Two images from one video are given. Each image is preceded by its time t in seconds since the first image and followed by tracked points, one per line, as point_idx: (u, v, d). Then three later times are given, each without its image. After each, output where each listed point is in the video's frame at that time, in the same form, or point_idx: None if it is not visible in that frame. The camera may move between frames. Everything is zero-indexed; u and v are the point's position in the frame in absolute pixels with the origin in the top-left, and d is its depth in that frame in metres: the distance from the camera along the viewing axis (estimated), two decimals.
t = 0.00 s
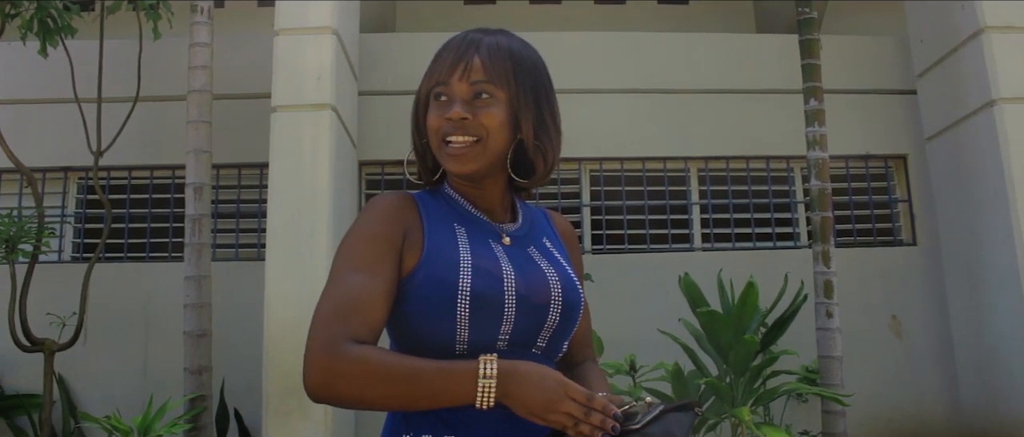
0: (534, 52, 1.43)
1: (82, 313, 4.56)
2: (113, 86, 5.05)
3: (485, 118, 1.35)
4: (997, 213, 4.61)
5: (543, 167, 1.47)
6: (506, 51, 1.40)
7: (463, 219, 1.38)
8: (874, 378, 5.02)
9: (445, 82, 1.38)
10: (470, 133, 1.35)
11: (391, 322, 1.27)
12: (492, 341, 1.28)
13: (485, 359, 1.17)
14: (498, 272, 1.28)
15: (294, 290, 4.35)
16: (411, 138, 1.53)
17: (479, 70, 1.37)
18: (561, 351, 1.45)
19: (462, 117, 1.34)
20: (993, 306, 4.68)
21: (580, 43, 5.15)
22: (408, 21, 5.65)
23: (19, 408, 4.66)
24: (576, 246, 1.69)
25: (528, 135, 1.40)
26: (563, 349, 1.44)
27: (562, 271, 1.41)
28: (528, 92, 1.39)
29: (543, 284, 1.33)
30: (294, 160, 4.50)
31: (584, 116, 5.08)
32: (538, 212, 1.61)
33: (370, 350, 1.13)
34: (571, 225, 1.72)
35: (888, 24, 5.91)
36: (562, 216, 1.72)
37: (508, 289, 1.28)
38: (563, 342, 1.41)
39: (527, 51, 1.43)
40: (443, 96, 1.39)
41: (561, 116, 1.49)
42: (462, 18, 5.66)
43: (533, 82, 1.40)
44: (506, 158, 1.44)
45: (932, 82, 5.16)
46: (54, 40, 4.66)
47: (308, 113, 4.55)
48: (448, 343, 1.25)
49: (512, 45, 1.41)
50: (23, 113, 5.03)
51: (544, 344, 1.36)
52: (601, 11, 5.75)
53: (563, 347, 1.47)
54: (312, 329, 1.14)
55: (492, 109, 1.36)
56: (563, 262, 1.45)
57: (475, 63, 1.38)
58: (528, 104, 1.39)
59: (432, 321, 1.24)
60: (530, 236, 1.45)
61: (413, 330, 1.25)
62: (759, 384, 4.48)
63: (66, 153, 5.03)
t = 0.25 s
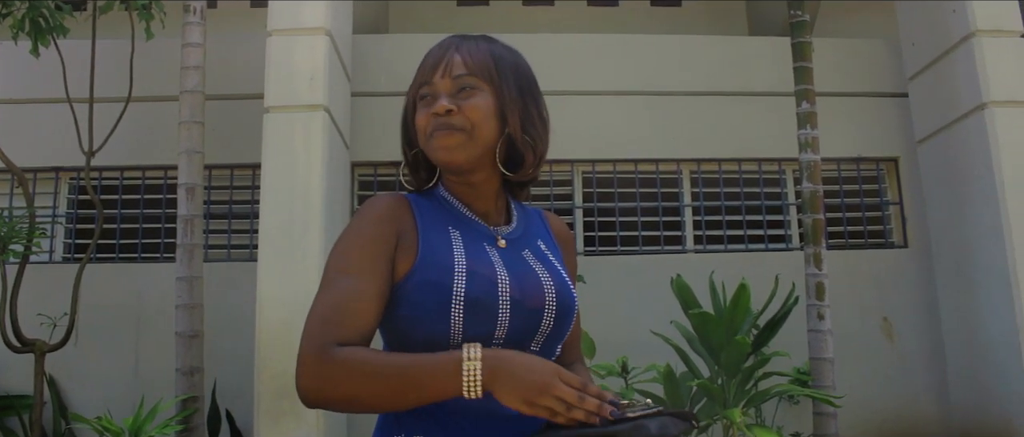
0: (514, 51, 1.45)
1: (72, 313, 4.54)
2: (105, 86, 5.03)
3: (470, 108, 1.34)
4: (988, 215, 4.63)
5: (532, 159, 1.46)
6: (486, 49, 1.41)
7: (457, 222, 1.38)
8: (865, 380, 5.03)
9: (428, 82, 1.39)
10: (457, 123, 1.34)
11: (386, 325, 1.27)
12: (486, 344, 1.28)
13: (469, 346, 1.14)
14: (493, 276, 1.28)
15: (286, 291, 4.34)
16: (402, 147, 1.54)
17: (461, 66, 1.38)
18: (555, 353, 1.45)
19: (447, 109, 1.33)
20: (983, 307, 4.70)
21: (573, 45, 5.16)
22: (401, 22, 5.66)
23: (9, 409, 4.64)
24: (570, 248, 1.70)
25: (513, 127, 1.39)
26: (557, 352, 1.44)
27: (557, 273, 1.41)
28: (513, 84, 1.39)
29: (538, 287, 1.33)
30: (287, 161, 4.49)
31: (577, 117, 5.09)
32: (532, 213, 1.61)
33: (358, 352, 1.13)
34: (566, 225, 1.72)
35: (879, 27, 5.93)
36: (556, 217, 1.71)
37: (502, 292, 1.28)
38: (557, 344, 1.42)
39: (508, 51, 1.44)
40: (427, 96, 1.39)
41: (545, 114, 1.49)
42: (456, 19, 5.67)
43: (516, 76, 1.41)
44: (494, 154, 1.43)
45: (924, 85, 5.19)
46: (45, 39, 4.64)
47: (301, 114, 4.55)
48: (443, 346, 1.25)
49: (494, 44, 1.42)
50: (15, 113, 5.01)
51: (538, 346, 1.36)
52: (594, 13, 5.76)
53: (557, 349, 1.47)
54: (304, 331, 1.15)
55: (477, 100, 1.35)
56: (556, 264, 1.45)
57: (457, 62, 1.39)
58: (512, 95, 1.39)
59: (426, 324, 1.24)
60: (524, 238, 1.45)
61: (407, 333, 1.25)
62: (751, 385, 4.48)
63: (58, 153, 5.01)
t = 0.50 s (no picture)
0: (502, 53, 1.45)
1: (63, 314, 4.53)
2: (97, 85, 5.02)
3: (456, 111, 1.35)
4: (979, 218, 4.64)
5: (522, 160, 1.46)
6: (471, 53, 1.42)
7: (445, 224, 1.37)
8: (857, 382, 5.05)
9: (415, 88, 1.40)
10: (443, 127, 1.34)
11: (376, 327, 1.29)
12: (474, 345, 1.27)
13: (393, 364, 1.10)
14: (479, 276, 1.28)
15: (278, 292, 4.32)
16: (392, 153, 1.55)
17: (446, 70, 1.39)
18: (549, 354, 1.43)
19: (433, 113, 1.34)
20: (974, 310, 4.72)
21: (566, 47, 5.16)
22: (395, 23, 5.65)
23: None
24: (566, 245, 1.68)
25: (500, 129, 1.39)
26: (548, 352, 1.42)
27: (546, 273, 1.39)
28: (500, 86, 1.40)
29: (526, 287, 1.32)
30: (279, 161, 4.48)
31: (571, 119, 5.09)
32: (526, 213, 1.60)
33: (333, 359, 1.15)
34: (562, 222, 1.70)
35: (872, 31, 5.95)
36: (552, 216, 1.69)
37: (488, 292, 1.27)
38: (548, 345, 1.39)
39: (495, 53, 1.45)
40: (415, 101, 1.41)
41: (535, 114, 1.48)
42: (450, 20, 5.67)
43: (503, 77, 1.41)
44: (484, 156, 1.42)
45: (916, 88, 5.20)
46: (37, 39, 4.63)
47: (294, 114, 4.53)
48: (430, 347, 1.25)
49: (480, 47, 1.43)
50: (7, 112, 4.99)
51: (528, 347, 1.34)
52: (587, 15, 5.77)
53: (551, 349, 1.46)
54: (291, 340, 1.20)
55: (462, 102, 1.36)
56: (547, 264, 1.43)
57: (443, 66, 1.40)
58: (499, 97, 1.39)
59: (413, 326, 1.25)
60: (514, 239, 1.44)
61: (395, 335, 1.26)
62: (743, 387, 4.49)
63: (49, 152, 4.99)
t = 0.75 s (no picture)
0: (489, 54, 1.45)
1: (52, 313, 4.51)
2: (89, 84, 5.00)
3: (445, 113, 1.35)
4: (969, 222, 4.66)
5: (513, 161, 1.45)
6: (458, 55, 1.42)
7: (432, 227, 1.38)
8: (847, 385, 5.06)
9: (404, 92, 1.41)
10: (432, 130, 1.34)
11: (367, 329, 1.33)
12: (457, 348, 1.27)
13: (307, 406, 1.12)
14: (460, 280, 1.27)
15: (268, 292, 4.31)
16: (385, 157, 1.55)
17: (434, 73, 1.39)
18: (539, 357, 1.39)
19: (421, 117, 1.35)
20: (964, 314, 4.74)
21: (559, 49, 5.17)
22: (388, 24, 5.65)
23: None
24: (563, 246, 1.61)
25: (490, 130, 1.39)
26: (540, 352, 1.38)
27: (532, 275, 1.36)
28: (488, 88, 1.40)
29: (508, 290, 1.30)
30: (270, 161, 4.47)
31: (563, 121, 5.09)
32: (522, 213, 1.57)
33: (307, 371, 1.22)
34: (559, 223, 1.63)
35: (864, 35, 5.98)
36: (551, 216, 1.64)
37: (469, 296, 1.26)
38: (536, 347, 1.36)
39: (482, 54, 1.45)
40: (404, 105, 1.41)
41: (525, 113, 1.48)
42: (442, 21, 5.67)
43: (491, 79, 1.41)
44: (475, 158, 1.42)
45: (907, 93, 5.22)
46: (28, 36, 4.60)
47: (285, 114, 4.52)
48: (413, 350, 1.26)
49: (468, 49, 1.43)
50: None
51: (514, 351, 1.32)
52: (580, 17, 5.77)
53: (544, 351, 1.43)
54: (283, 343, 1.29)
55: (451, 105, 1.36)
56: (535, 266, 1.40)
57: (431, 69, 1.40)
58: (487, 98, 1.39)
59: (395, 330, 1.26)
60: (503, 241, 1.42)
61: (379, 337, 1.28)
62: (733, 390, 4.49)
63: (40, 151, 4.97)
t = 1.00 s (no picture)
0: (476, 54, 1.44)
1: (45, 312, 4.49)
2: (83, 83, 4.99)
3: (430, 116, 1.35)
4: (963, 225, 4.67)
5: (504, 159, 1.43)
6: (443, 56, 1.42)
7: (422, 228, 1.38)
8: (840, 386, 5.07)
9: (392, 98, 1.41)
10: (417, 133, 1.34)
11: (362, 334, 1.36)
12: (446, 348, 1.27)
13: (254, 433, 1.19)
14: (445, 280, 1.27)
15: (263, 293, 4.30)
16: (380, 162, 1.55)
17: (419, 76, 1.39)
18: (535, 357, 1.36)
19: (407, 121, 1.35)
20: (958, 316, 4.75)
21: (554, 50, 5.17)
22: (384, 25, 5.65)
23: None
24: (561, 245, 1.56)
25: (476, 130, 1.38)
26: (535, 350, 1.35)
27: (521, 272, 1.34)
28: (473, 88, 1.39)
29: (494, 289, 1.29)
30: (266, 161, 4.46)
31: (559, 122, 5.09)
32: (518, 212, 1.55)
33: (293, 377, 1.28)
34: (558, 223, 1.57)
35: (859, 37, 5.99)
36: (550, 216, 1.59)
37: (453, 295, 1.26)
38: (530, 346, 1.33)
39: (469, 54, 1.44)
40: (394, 110, 1.42)
41: (516, 110, 1.46)
42: (438, 22, 5.66)
43: (477, 79, 1.40)
44: (466, 158, 1.41)
45: (901, 95, 5.24)
46: (22, 34, 4.58)
47: (280, 114, 4.52)
48: (402, 350, 1.27)
49: (454, 50, 1.43)
50: None
51: (505, 350, 1.30)
52: (575, 18, 5.78)
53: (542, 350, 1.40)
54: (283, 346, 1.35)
55: (436, 107, 1.36)
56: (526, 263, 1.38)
57: (416, 73, 1.40)
58: (473, 97, 1.38)
59: (383, 330, 1.27)
60: (495, 240, 1.40)
61: (371, 337, 1.30)
62: (727, 391, 4.50)
63: (33, 149, 4.95)
